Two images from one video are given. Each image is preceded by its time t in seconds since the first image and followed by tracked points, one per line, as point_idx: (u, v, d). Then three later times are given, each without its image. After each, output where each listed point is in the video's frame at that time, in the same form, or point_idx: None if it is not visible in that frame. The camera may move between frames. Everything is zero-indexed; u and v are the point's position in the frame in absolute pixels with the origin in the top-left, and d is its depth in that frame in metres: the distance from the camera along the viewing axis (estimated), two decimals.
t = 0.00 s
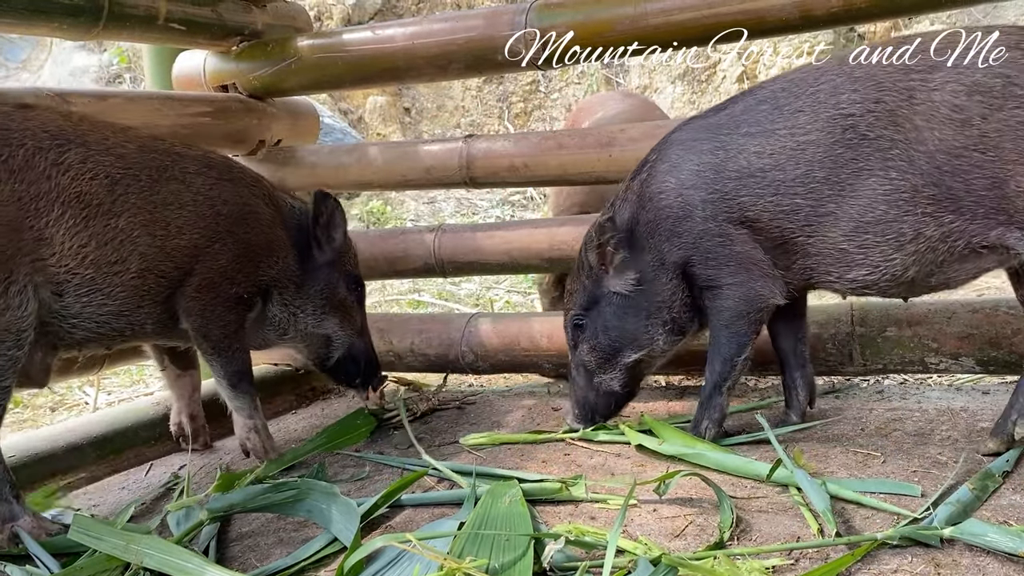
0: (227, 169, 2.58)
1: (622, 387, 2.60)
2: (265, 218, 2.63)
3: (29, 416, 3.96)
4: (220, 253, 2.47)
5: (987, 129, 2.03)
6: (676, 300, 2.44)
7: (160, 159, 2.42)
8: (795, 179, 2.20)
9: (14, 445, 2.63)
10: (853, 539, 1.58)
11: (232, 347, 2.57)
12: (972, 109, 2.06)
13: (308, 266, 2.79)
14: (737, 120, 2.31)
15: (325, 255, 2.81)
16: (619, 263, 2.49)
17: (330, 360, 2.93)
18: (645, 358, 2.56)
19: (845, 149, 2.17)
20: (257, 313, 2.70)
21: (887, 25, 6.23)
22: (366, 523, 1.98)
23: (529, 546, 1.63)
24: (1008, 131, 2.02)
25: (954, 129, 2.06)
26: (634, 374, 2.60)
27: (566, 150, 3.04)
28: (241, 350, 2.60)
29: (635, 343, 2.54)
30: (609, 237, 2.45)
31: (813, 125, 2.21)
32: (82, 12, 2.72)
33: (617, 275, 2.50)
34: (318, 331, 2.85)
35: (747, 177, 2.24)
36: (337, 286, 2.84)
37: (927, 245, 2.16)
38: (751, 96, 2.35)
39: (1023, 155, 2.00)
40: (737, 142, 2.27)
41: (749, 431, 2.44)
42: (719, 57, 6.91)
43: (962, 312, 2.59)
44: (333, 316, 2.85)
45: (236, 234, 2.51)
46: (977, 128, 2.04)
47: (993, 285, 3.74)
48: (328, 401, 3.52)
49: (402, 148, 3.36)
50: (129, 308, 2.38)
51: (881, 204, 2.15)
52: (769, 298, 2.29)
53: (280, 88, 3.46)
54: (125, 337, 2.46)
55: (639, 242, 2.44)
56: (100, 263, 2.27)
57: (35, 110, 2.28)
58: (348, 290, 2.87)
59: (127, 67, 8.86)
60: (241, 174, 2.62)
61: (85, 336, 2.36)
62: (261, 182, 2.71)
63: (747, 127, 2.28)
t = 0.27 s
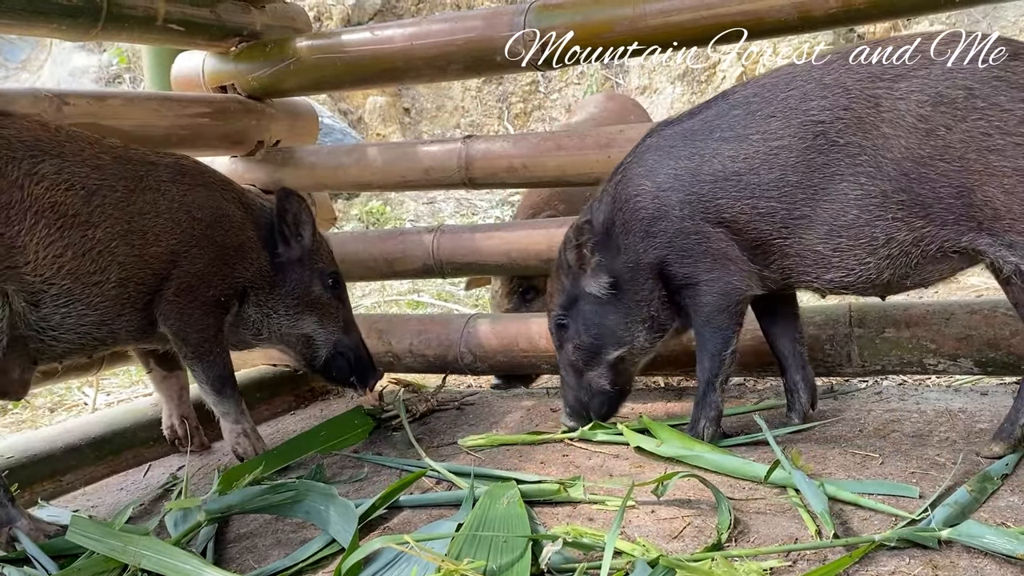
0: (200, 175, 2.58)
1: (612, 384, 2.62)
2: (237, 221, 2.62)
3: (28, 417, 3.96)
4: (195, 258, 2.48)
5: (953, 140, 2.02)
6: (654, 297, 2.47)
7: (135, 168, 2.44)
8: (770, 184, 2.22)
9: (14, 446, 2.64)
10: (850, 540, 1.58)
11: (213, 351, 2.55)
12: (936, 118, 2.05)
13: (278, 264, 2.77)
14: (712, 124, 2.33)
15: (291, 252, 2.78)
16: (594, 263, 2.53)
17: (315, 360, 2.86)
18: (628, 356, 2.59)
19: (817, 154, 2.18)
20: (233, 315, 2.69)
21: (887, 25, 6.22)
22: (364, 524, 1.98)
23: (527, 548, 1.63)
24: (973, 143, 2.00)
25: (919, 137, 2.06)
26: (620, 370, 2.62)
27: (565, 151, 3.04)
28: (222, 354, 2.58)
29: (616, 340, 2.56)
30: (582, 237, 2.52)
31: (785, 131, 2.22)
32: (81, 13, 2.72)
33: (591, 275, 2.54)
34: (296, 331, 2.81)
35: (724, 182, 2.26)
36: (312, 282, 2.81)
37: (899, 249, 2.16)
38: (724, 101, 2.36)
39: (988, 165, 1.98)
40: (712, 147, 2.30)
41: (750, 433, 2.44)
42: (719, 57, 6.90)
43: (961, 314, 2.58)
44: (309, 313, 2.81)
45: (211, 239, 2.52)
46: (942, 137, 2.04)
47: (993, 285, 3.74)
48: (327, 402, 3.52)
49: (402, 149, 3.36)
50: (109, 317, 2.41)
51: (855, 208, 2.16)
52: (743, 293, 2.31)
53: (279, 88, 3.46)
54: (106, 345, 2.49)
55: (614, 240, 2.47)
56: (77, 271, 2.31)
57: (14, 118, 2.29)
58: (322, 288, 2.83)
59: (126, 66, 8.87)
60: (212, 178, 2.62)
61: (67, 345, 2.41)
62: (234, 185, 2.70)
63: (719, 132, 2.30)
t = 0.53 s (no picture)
0: (194, 180, 2.58)
1: (537, 380, 2.67)
2: (229, 226, 2.63)
3: (27, 417, 3.96)
4: (186, 263, 2.49)
5: (893, 151, 2.04)
6: (603, 304, 2.48)
7: (130, 172, 2.44)
8: (722, 199, 2.25)
9: (13, 447, 2.64)
10: (848, 542, 1.57)
11: (204, 355, 2.58)
12: (879, 132, 2.07)
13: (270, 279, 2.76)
14: (672, 142, 2.36)
15: (280, 270, 2.77)
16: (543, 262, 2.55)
17: (318, 374, 2.85)
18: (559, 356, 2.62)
19: (769, 171, 2.20)
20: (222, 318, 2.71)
21: (887, 26, 6.20)
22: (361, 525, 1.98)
23: (524, 549, 1.63)
24: (911, 152, 2.02)
25: (863, 153, 2.08)
26: (547, 371, 2.66)
27: (565, 151, 3.04)
28: (213, 358, 2.60)
29: (546, 342, 2.60)
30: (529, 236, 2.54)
31: (739, 148, 2.25)
32: (79, 13, 2.72)
33: (533, 281, 2.58)
34: (287, 345, 2.82)
35: (679, 197, 2.29)
36: (303, 296, 2.81)
37: (847, 261, 2.19)
38: (683, 119, 2.41)
39: (925, 173, 1.99)
40: (670, 163, 2.33)
41: (748, 433, 2.44)
42: (719, 58, 6.89)
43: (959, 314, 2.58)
44: (302, 327, 2.82)
45: (204, 245, 2.53)
46: (885, 151, 2.06)
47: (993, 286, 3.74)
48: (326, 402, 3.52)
49: (400, 149, 3.35)
50: (100, 322, 2.41)
51: (805, 223, 2.18)
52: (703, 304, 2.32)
53: (278, 89, 3.46)
54: (95, 350, 2.49)
55: (564, 248, 2.50)
56: (71, 277, 2.30)
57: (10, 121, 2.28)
58: (315, 301, 2.82)
59: (127, 67, 8.87)
60: (207, 183, 2.62)
61: (55, 352, 2.40)
62: (227, 189, 2.70)
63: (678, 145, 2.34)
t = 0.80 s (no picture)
0: (188, 181, 2.58)
1: (503, 378, 2.77)
2: (223, 228, 2.63)
3: (27, 417, 3.96)
4: (179, 264, 2.49)
5: (801, 140, 2.12)
6: (548, 304, 2.55)
7: (124, 173, 2.44)
8: (652, 193, 2.31)
9: (13, 446, 2.64)
10: (848, 541, 1.57)
11: (197, 357, 2.57)
12: (793, 123, 2.14)
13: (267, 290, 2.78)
14: (608, 140, 2.43)
15: (279, 284, 2.80)
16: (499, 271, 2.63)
17: (325, 386, 2.89)
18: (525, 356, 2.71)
19: (697, 166, 2.26)
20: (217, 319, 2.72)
21: (887, 26, 6.19)
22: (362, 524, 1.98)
23: (524, 548, 1.63)
24: (824, 140, 2.09)
25: (776, 143, 2.16)
26: (513, 371, 2.77)
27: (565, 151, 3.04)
28: (207, 359, 2.60)
29: (514, 348, 2.69)
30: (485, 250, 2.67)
31: (668, 144, 2.30)
32: (79, 13, 2.72)
33: (495, 292, 2.66)
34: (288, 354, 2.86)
35: (617, 193, 2.34)
36: (302, 308, 2.84)
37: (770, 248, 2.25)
38: (620, 120, 2.46)
39: (829, 161, 2.07)
40: (607, 161, 2.38)
41: (748, 432, 2.44)
42: (719, 58, 6.88)
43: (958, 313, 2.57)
44: (305, 339, 2.85)
45: (197, 247, 2.53)
46: (796, 140, 2.13)
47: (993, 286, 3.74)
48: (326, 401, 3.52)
49: (400, 149, 3.35)
50: (93, 323, 2.42)
51: (727, 215, 2.24)
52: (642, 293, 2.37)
53: (278, 89, 3.46)
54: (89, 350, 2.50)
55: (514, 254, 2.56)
56: (62, 278, 2.32)
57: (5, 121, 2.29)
58: (314, 312, 2.85)
59: (126, 67, 8.85)
60: (201, 184, 2.61)
61: (48, 351, 2.42)
62: (222, 191, 2.70)
63: (615, 147, 2.40)
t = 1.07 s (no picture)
0: (182, 178, 2.59)
1: (487, 363, 2.82)
2: (219, 226, 2.65)
3: (27, 416, 3.97)
4: (176, 263, 2.51)
5: (755, 139, 2.22)
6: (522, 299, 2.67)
7: (119, 170, 2.44)
8: (613, 191, 2.44)
9: (14, 445, 2.64)
10: (848, 538, 1.58)
11: (195, 358, 2.62)
12: (745, 120, 2.25)
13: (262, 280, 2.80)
14: (570, 139, 2.54)
15: (283, 269, 2.84)
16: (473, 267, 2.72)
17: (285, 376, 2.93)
18: (503, 345, 2.78)
19: (652, 164, 2.39)
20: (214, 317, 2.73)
21: (887, 26, 6.18)
22: (362, 522, 1.98)
23: (524, 546, 1.63)
24: (769, 139, 2.19)
25: (730, 139, 2.27)
26: (495, 355, 2.82)
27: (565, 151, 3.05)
28: (205, 362, 2.64)
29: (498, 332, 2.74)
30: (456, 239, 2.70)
31: (626, 143, 2.43)
32: (80, 12, 2.72)
33: (468, 274, 2.73)
34: (273, 344, 2.86)
35: (579, 193, 2.47)
36: (295, 298, 2.85)
37: (724, 239, 2.38)
38: (583, 119, 2.57)
39: (779, 157, 2.18)
40: (569, 161, 2.50)
41: (748, 430, 2.45)
42: (719, 58, 6.88)
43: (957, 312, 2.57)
44: (290, 329, 2.86)
45: (193, 244, 2.55)
46: (749, 137, 2.24)
47: (992, 286, 3.74)
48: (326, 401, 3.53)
49: (400, 148, 3.36)
50: (88, 321, 2.42)
51: (684, 209, 2.38)
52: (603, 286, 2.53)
53: (278, 88, 3.46)
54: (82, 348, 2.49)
55: (486, 247, 2.67)
56: (59, 276, 2.31)
57: None
58: (306, 303, 2.87)
59: (127, 67, 8.84)
60: (195, 182, 2.63)
61: (42, 350, 2.41)
62: (214, 188, 2.71)
63: (576, 146, 2.51)
